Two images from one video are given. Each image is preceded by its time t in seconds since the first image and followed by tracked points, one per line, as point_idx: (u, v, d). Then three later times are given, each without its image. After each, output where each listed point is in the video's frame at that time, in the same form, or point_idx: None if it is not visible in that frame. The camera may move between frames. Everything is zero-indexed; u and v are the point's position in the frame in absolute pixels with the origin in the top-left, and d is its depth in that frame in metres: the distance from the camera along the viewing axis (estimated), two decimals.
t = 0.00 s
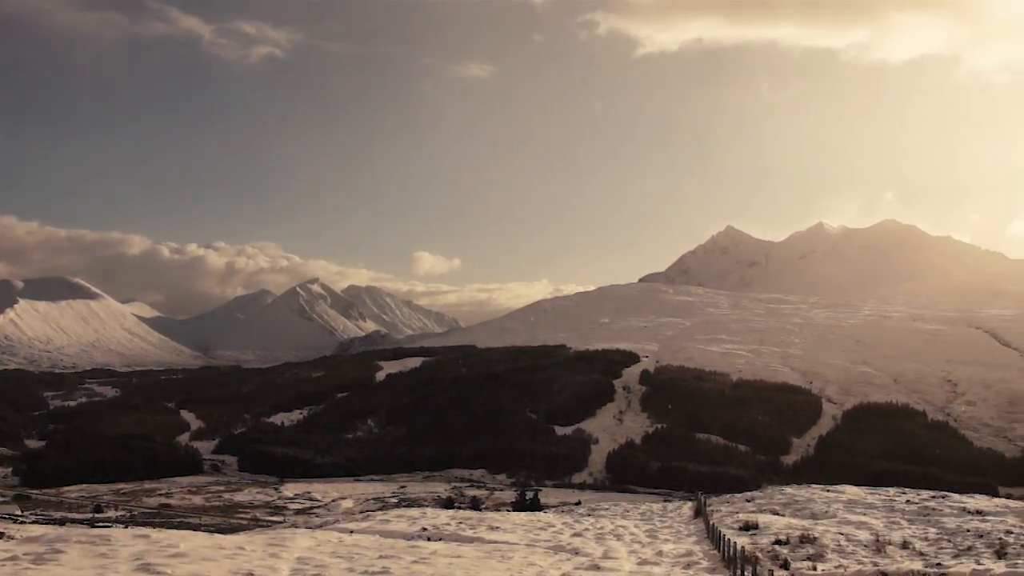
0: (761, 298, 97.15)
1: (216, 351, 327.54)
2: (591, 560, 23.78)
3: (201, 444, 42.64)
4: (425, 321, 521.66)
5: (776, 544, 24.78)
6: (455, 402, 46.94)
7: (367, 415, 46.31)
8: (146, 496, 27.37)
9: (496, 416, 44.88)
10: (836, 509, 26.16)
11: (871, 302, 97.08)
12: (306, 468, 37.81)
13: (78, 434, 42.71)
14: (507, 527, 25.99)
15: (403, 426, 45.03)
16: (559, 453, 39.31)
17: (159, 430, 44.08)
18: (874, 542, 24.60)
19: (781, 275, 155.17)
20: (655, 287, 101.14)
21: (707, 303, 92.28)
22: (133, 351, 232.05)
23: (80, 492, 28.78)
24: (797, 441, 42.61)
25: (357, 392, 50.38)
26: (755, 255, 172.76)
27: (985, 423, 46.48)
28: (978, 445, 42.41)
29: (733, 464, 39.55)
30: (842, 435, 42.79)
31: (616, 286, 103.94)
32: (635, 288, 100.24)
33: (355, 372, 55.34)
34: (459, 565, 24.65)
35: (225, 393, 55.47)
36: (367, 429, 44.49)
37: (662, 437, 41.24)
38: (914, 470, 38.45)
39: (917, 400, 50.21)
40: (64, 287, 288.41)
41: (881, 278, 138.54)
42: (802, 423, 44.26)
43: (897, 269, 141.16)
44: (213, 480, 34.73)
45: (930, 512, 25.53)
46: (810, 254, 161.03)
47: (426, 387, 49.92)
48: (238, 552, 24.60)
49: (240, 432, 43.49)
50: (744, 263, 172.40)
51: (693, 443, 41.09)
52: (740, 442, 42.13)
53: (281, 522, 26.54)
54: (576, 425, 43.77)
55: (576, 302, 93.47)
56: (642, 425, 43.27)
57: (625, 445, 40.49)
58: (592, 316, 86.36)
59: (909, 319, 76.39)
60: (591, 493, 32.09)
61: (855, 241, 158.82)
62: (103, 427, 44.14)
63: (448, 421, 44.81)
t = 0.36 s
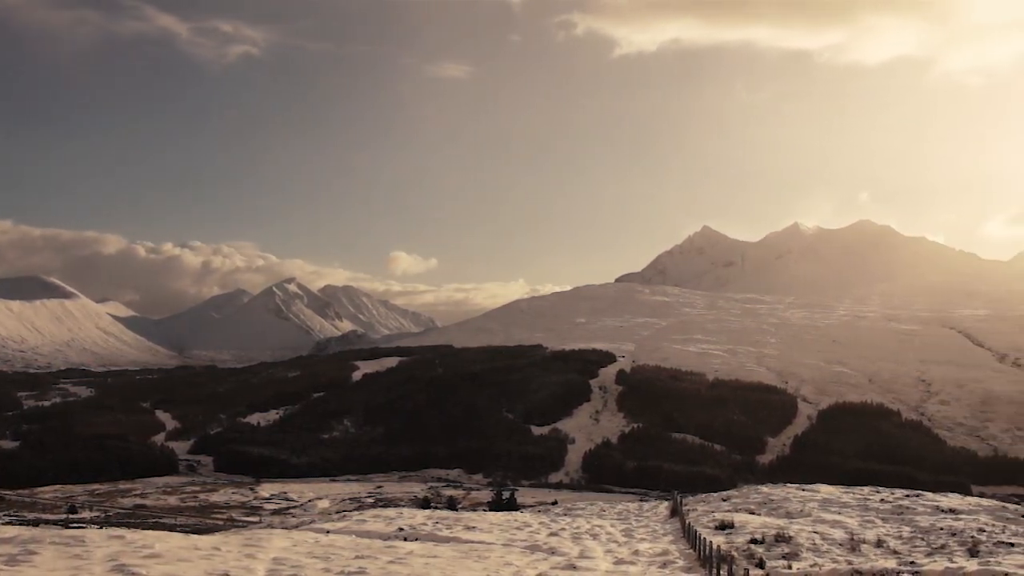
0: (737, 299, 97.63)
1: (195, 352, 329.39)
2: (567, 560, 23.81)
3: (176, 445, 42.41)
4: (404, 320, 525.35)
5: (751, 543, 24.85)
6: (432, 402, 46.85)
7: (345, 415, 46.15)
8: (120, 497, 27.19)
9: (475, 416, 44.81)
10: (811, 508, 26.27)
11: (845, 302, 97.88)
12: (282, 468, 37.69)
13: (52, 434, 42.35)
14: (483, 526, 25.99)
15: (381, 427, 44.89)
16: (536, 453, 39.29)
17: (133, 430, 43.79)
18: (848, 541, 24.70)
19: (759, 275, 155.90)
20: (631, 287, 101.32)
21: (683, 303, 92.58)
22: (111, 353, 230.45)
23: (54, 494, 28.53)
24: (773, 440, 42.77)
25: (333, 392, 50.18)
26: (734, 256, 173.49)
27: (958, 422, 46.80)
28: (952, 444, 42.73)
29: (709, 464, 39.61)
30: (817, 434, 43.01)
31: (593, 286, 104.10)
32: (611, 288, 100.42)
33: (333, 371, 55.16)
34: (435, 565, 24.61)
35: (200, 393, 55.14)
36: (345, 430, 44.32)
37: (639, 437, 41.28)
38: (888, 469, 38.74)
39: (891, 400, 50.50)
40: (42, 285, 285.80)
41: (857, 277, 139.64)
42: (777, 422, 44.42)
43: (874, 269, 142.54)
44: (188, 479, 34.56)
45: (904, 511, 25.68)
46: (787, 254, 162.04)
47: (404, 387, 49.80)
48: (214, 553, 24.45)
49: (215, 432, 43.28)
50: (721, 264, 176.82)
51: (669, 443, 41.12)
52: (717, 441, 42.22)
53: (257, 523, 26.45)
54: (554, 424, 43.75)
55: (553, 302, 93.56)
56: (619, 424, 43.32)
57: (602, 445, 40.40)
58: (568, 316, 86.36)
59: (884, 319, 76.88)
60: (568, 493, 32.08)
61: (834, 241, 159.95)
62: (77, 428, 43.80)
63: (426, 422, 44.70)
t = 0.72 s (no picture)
0: (710, 298, 98.02)
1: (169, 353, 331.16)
2: (542, 560, 23.82)
3: (149, 445, 42.13)
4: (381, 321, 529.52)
5: (725, 542, 24.91)
6: (408, 402, 46.74)
7: (321, 415, 45.95)
8: (92, 497, 26.99)
9: (450, 416, 44.71)
10: (785, 507, 26.37)
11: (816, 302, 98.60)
12: (256, 468, 37.54)
13: (23, 435, 41.92)
14: (458, 526, 25.96)
15: (356, 427, 44.75)
16: (512, 453, 39.17)
17: (105, 430, 43.41)
18: (822, 539, 24.79)
19: (733, 275, 156.70)
20: (605, 287, 101.41)
21: (658, 303, 92.73)
22: (86, 355, 228.69)
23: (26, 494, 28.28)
24: (747, 439, 42.92)
25: (308, 392, 49.92)
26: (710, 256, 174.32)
27: (930, 421, 47.14)
28: (923, 443, 43.07)
29: (683, 463, 39.67)
30: (790, 433, 43.19)
31: (568, 285, 104.11)
32: (585, 287, 100.44)
33: (308, 371, 54.90)
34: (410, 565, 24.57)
35: (173, 393, 54.70)
36: (321, 430, 44.10)
37: (613, 437, 41.32)
38: (860, 468, 38.98)
39: (864, 399, 50.75)
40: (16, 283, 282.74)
41: (829, 277, 140.84)
42: (751, 422, 44.56)
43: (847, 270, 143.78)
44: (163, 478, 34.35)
45: (877, 509, 25.81)
46: (761, 254, 163.10)
47: (379, 386, 49.63)
48: (188, 554, 24.28)
49: (189, 433, 43.03)
50: (695, 264, 178.23)
51: (643, 443, 41.18)
52: (691, 441, 42.32)
53: (231, 523, 26.33)
54: (531, 424, 43.72)
55: (528, 302, 93.46)
56: (594, 424, 43.35)
57: (577, 445, 40.31)
58: (543, 316, 86.24)
59: (856, 319, 77.37)
60: (544, 492, 32.06)
61: (809, 241, 161.27)
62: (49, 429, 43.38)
63: (402, 422, 44.57)
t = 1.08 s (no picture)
0: (683, 299, 98.46)
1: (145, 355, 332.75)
2: (515, 560, 23.82)
3: (120, 445, 41.90)
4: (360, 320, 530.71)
5: (698, 541, 24.97)
6: (382, 402, 46.68)
7: (295, 416, 45.78)
8: (63, 498, 26.82)
9: (425, 416, 44.66)
10: (757, 506, 26.46)
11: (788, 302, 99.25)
12: (229, 468, 37.41)
13: None
14: (431, 526, 25.95)
15: (330, 427, 44.62)
16: (485, 453, 39.16)
17: (76, 431, 43.08)
18: (793, 538, 24.89)
19: (706, 274, 157.58)
20: (579, 287, 101.61)
21: (631, 303, 93.01)
22: (60, 358, 227.17)
23: None
24: (720, 438, 43.09)
25: (281, 392, 49.71)
26: (685, 256, 175.15)
27: (901, 421, 47.45)
28: (894, 442, 43.37)
29: (656, 462, 39.75)
30: (763, 432, 43.40)
31: (541, 286, 104.23)
32: (559, 288, 100.60)
33: (281, 371, 54.69)
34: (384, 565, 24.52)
35: (145, 394, 54.31)
36: (295, 430, 43.93)
37: (587, 437, 41.40)
38: (831, 467, 39.22)
39: (836, 399, 51.01)
40: None
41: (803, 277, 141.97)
42: (724, 421, 44.74)
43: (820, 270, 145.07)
44: (135, 479, 34.19)
45: (848, 508, 25.94)
46: (733, 254, 164.21)
47: (353, 386, 49.53)
48: (159, 555, 24.12)
49: (162, 433, 42.82)
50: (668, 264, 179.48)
51: (617, 443, 41.23)
52: (664, 441, 42.44)
53: (203, 524, 26.23)
54: (506, 424, 43.70)
55: (501, 302, 93.46)
56: (567, 424, 43.44)
57: (550, 445, 40.34)
58: (516, 316, 86.24)
59: (828, 319, 77.93)
60: (518, 492, 32.06)
61: (784, 241, 162.58)
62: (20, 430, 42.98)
63: (376, 422, 44.48)
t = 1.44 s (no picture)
0: (655, 299, 98.95)
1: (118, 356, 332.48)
2: (486, 560, 23.82)
3: (89, 445, 41.57)
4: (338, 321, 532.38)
5: (669, 541, 25.05)
6: (354, 403, 46.58)
7: (267, 415, 45.54)
8: (31, 499, 26.58)
9: (398, 416, 44.55)
10: (728, 505, 26.57)
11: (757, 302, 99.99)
12: (200, 468, 37.22)
13: None
14: (403, 526, 25.91)
15: (302, 427, 44.42)
16: (456, 453, 39.16)
17: (44, 432, 42.65)
18: (764, 537, 25.00)
19: (677, 274, 158.51)
20: (551, 287, 101.74)
21: (603, 303, 93.34)
22: (30, 359, 225.24)
23: None
24: (691, 438, 43.27)
25: (252, 392, 49.47)
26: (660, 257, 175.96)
27: (870, 420, 47.80)
28: (863, 441, 43.71)
29: (627, 462, 39.86)
30: (734, 432, 43.63)
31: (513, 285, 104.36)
32: (531, 288, 100.79)
33: (253, 371, 54.36)
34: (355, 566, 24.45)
35: (113, 394, 53.77)
36: (267, 430, 43.69)
37: (558, 437, 41.47)
38: (801, 466, 39.46)
39: (806, 398, 51.32)
40: None
41: (774, 278, 143.21)
42: (694, 420, 44.95)
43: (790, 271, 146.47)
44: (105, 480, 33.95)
45: (817, 507, 26.11)
46: (705, 254, 165.36)
47: (325, 386, 49.39)
48: (129, 556, 23.91)
49: (132, 433, 42.52)
50: (640, 265, 180.54)
51: (588, 443, 41.29)
52: (635, 440, 42.59)
53: (172, 525, 26.08)
54: (479, 425, 43.66)
55: (473, 302, 93.49)
56: (538, 424, 43.53)
57: (521, 445, 40.39)
58: (488, 316, 86.27)
59: (798, 319, 78.46)
60: (490, 492, 32.04)
61: (758, 241, 163.86)
62: None
63: (349, 421, 44.36)
